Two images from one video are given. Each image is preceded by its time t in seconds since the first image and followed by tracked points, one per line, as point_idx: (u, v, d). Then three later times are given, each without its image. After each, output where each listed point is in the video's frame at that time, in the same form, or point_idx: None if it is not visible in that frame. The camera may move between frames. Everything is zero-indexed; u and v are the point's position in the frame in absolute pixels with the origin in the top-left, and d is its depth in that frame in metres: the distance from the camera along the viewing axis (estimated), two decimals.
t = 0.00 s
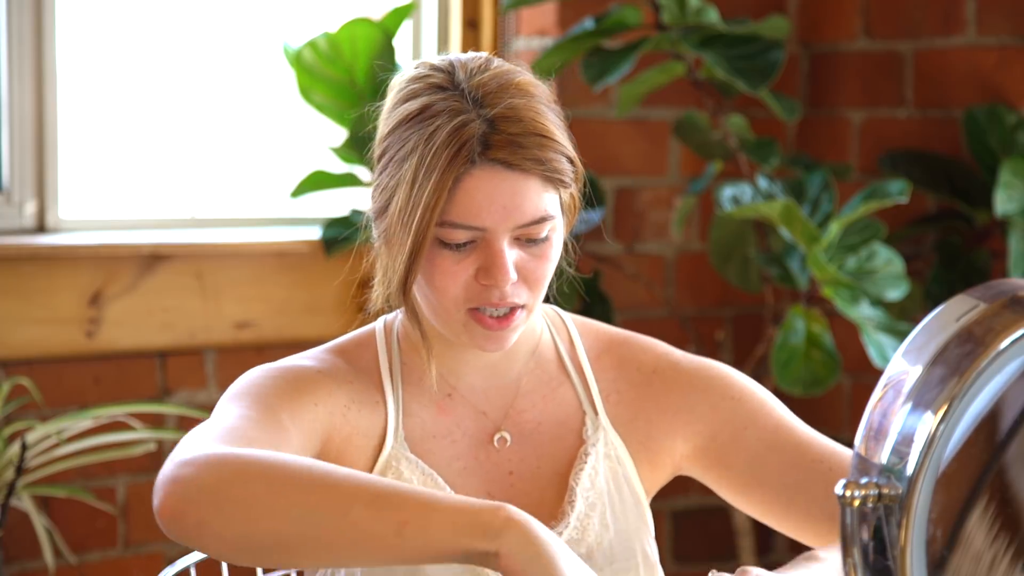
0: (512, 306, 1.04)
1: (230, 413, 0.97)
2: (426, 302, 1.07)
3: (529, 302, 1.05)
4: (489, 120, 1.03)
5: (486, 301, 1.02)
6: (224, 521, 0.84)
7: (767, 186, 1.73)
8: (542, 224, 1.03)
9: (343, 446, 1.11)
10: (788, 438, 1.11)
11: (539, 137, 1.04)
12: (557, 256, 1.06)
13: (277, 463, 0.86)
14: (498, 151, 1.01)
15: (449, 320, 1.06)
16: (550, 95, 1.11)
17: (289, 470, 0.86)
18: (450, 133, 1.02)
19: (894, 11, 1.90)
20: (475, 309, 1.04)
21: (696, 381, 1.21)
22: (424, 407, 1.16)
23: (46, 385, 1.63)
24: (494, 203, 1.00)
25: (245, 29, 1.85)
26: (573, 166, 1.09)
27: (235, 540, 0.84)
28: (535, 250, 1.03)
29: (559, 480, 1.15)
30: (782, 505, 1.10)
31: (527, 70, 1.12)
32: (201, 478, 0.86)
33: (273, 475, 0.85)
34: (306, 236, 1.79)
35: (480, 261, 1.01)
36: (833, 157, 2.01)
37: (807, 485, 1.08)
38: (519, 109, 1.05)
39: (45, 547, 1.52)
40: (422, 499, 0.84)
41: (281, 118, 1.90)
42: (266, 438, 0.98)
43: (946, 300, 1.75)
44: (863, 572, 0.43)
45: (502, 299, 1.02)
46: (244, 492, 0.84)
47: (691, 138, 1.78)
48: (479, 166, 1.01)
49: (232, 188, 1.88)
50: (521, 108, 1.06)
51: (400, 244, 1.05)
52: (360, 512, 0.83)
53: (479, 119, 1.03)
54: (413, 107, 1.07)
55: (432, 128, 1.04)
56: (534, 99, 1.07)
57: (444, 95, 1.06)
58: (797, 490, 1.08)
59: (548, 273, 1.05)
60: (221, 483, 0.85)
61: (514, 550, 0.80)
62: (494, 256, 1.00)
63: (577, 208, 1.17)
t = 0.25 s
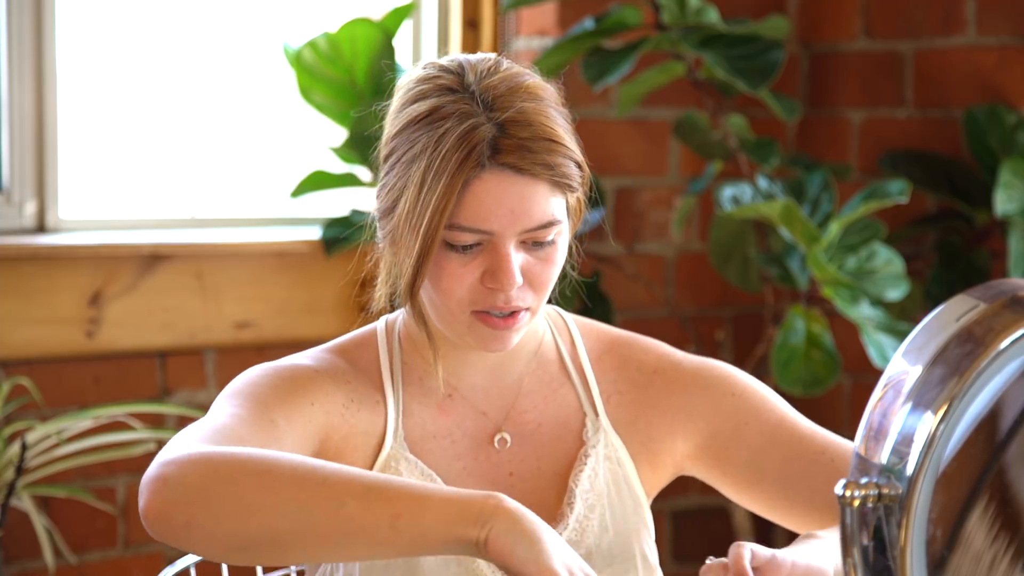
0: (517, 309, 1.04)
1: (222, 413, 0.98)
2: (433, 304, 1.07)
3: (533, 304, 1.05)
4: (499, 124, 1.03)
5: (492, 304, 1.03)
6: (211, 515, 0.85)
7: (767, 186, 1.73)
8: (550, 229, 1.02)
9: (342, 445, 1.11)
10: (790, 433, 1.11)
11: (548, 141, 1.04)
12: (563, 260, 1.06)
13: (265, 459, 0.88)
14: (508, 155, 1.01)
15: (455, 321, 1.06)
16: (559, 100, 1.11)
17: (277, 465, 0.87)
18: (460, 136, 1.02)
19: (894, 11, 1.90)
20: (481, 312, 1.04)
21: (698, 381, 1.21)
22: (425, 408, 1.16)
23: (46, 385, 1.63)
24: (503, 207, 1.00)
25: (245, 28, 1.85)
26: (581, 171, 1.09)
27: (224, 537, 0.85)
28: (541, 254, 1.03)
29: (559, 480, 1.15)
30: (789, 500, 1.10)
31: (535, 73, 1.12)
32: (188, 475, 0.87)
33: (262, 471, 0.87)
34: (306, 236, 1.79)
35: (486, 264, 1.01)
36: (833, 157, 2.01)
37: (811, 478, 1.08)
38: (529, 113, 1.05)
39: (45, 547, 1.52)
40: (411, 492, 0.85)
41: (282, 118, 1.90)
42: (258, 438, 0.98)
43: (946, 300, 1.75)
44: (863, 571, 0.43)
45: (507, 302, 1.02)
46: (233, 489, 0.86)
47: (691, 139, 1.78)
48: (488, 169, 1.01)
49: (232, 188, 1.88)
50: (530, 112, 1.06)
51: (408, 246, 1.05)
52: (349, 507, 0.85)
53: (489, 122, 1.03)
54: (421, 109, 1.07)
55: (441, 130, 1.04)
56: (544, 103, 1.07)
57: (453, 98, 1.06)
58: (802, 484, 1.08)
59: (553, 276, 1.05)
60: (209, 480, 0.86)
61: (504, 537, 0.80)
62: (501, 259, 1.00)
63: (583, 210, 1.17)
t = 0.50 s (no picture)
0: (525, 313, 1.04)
1: (221, 417, 0.98)
2: (441, 304, 1.07)
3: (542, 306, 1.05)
4: (512, 126, 1.03)
5: (500, 306, 1.03)
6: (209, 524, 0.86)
7: (767, 186, 1.73)
8: (560, 230, 1.03)
9: (346, 446, 1.11)
10: (791, 432, 1.12)
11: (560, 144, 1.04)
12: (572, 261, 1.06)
13: (263, 464, 0.88)
14: (521, 157, 1.01)
15: (462, 322, 1.06)
16: (569, 102, 1.12)
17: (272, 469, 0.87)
18: (473, 137, 1.02)
19: (895, 11, 1.90)
20: (490, 313, 1.04)
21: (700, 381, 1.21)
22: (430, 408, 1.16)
23: (46, 385, 1.63)
24: (515, 208, 1.00)
25: (245, 28, 1.85)
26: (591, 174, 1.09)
27: (223, 542, 0.86)
28: (551, 256, 1.03)
29: (564, 480, 1.15)
30: (790, 499, 1.10)
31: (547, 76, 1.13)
32: (185, 480, 0.87)
33: (257, 477, 0.87)
34: (306, 236, 1.79)
35: (497, 265, 1.01)
36: (833, 157, 2.01)
37: (812, 479, 1.08)
38: (542, 116, 1.05)
39: (45, 547, 1.52)
40: (405, 495, 0.86)
41: (282, 118, 1.90)
42: (258, 440, 0.97)
43: (946, 299, 1.75)
44: (863, 572, 0.43)
45: (517, 305, 1.02)
46: (229, 494, 0.86)
47: (691, 138, 1.78)
48: (501, 171, 1.01)
49: (232, 188, 1.88)
50: (543, 115, 1.06)
51: (419, 247, 1.05)
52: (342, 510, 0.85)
53: (503, 124, 1.03)
54: (433, 109, 1.06)
55: (454, 131, 1.04)
56: (555, 106, 1.08)
57: (466, 99, 1.06)
58: (803, 484, 1.09)
59: (562, 279, 1.05)
60: (206, 485, 0.87)
61: (500, 536, 0.80)
62: (511, 261, 1.01)
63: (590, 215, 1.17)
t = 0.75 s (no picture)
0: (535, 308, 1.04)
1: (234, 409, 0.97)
2: (451, 298, 1.07)
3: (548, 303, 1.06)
4: (529, 123, 1.03)
5: (510, 301, 1.03)
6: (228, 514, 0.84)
7: (767, 186, 1.73)
8: (572, 229, 1.03)
9: (357, 440, 1.10)
10: (793, 442, 1.12)
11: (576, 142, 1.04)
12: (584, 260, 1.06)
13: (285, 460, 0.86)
14: (537, 153, 1.01)
15: (472, 317, 1.06)
16: (584, 100, 1.11)
17: (287, 462, 0.86)
18: (490, 133, 1.02)
19: (894, 11, 1.90)
20: (496, 308, 1.05)
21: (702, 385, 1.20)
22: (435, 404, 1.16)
23: (46, 385, 1.63)
24: (529, 205, 1.00)
25: (244, 28, 1.85)
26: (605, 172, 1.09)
27: (236, 534, 0.84)
28: (562, 254, 1.04)
29: (566, 479, 1.15)
30: (786, 505, 1.10)
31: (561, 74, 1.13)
32: (204, 475, 0.85)
33: (276, 476, 0.85)
34: (306, 236, 1.79)
35: (508, 261, 1.01)
36: (833, 157, 2.01)
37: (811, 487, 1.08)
38: (558, 112, 1.05)
39: (45, 547, 1.52)
40: (419, 501, 0.84)
41: (282, 118, 1.90)
42: (275, 428, 0.98)
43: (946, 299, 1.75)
44: (863, 572, 0.43)
45: (526, 300, 1.02)
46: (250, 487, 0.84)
47: (691, 138, 1.78)
48: (517, 167, 1.01)
49: (232, 188, 1.88)
50: (559, 112, 1.06)
51: (432, 241, 1.05)
52: (352, 510, 0.84)
53: (519, 120, 1.03)
54: (450, 103, 1.06)
55: (470, 127, 1.04)
56: (571, 104, 1.08)
57: (483, 94, 1.06)
58: (803, 490, 1.09)
59: (573, 277, 1.05)
60: (221, 478, 0.85)
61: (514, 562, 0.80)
62: (523, 257, 1.01)
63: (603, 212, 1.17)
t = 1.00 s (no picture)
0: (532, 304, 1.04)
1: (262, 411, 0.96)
2: (448, 296, 1.07)
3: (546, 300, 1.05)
4: (516, 119, 1.03)
5: (505, 297, 1.03)
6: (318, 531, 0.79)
7: (767, 186, 1.73)
8: (565, 224, 1.03)
9: (374, 436, 1.11)
10: (792, 447, 1.11)
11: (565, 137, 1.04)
12: (579, 256, 1.06)
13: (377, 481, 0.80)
14: (524, 149, 1.01)
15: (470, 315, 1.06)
16: (578, 96, 1.11)
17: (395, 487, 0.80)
18: (476, 129, 1.02)
19: (894, 11, 1.90)
20: (492, 305, 1.04)
21: (703, 388, 1.20)
22: (440, 402, 1.16)
23: (46, 385, 1.63)
24: (517, 201, 1.00)
25: (244, 28, 1.85)
26: (598, 168, 1.08)
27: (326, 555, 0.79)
28: (557, 251, 1.03)
29: (569, 482, 1.15)
30: (783, 511, 1.09)
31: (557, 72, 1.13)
32: (302, 493, 0.80)
33: (383, 498, 0.79)
34: (306, 236, 1.79)
35: (501, 258, 1.01)
36: (833, 157, 2.02)
37: (808, 488, 1.08)
38: (547, 108, 1.05)
39: (45, 547, 1.52)
40: (526, 540, 0.76)
41: (281, 118, 1.90)
42: (314, 419, 0.99)
43: (946, 299, 1.75)
44: (863, 572, 0.43)
45: (520, 296, 1.02)
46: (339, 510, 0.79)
47: (691, 138, 1.78)
48: (503, 163, 1.01)
49: (232, 188, 1.88)
50: (548, 108, 1.06)
51: (423, 239, 1.05)
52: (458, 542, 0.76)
53: (506, 116, 1.03)
54: (439, 103, 1.07)
55: (458, 124, 1.04)
56: (563, 100, 1.07)
57: (471, 92, 1.06)
58: (800, 491, 1.08)
59: (569, 273, 1.05)
60: (321, 498, 0.80)
61: None
62: (515, 254, 1.00)
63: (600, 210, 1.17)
